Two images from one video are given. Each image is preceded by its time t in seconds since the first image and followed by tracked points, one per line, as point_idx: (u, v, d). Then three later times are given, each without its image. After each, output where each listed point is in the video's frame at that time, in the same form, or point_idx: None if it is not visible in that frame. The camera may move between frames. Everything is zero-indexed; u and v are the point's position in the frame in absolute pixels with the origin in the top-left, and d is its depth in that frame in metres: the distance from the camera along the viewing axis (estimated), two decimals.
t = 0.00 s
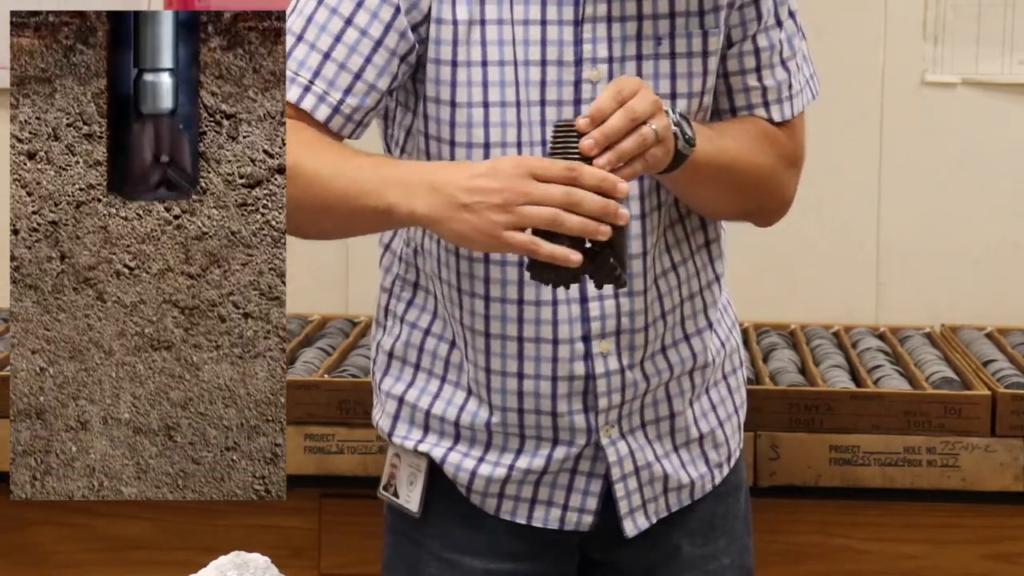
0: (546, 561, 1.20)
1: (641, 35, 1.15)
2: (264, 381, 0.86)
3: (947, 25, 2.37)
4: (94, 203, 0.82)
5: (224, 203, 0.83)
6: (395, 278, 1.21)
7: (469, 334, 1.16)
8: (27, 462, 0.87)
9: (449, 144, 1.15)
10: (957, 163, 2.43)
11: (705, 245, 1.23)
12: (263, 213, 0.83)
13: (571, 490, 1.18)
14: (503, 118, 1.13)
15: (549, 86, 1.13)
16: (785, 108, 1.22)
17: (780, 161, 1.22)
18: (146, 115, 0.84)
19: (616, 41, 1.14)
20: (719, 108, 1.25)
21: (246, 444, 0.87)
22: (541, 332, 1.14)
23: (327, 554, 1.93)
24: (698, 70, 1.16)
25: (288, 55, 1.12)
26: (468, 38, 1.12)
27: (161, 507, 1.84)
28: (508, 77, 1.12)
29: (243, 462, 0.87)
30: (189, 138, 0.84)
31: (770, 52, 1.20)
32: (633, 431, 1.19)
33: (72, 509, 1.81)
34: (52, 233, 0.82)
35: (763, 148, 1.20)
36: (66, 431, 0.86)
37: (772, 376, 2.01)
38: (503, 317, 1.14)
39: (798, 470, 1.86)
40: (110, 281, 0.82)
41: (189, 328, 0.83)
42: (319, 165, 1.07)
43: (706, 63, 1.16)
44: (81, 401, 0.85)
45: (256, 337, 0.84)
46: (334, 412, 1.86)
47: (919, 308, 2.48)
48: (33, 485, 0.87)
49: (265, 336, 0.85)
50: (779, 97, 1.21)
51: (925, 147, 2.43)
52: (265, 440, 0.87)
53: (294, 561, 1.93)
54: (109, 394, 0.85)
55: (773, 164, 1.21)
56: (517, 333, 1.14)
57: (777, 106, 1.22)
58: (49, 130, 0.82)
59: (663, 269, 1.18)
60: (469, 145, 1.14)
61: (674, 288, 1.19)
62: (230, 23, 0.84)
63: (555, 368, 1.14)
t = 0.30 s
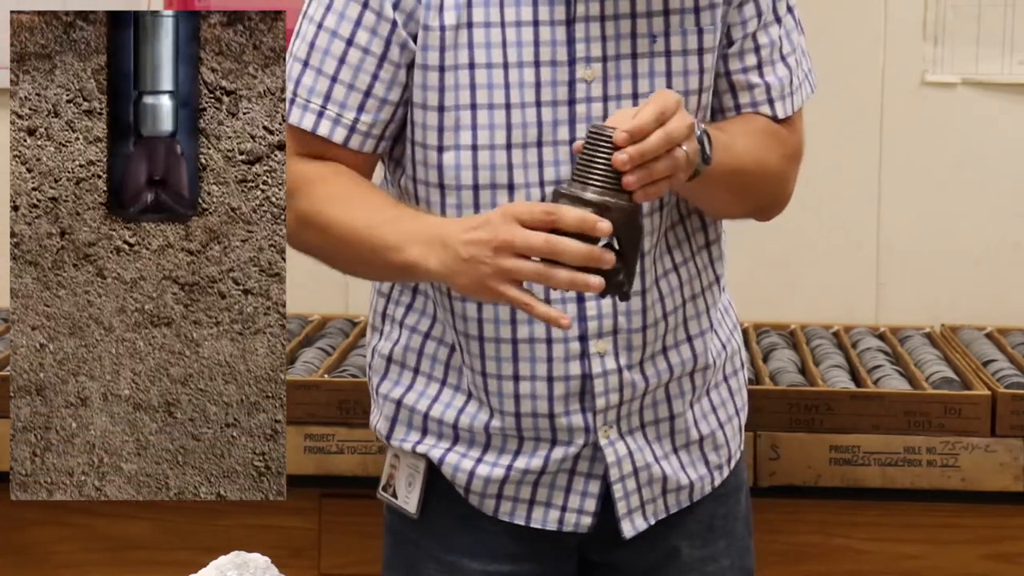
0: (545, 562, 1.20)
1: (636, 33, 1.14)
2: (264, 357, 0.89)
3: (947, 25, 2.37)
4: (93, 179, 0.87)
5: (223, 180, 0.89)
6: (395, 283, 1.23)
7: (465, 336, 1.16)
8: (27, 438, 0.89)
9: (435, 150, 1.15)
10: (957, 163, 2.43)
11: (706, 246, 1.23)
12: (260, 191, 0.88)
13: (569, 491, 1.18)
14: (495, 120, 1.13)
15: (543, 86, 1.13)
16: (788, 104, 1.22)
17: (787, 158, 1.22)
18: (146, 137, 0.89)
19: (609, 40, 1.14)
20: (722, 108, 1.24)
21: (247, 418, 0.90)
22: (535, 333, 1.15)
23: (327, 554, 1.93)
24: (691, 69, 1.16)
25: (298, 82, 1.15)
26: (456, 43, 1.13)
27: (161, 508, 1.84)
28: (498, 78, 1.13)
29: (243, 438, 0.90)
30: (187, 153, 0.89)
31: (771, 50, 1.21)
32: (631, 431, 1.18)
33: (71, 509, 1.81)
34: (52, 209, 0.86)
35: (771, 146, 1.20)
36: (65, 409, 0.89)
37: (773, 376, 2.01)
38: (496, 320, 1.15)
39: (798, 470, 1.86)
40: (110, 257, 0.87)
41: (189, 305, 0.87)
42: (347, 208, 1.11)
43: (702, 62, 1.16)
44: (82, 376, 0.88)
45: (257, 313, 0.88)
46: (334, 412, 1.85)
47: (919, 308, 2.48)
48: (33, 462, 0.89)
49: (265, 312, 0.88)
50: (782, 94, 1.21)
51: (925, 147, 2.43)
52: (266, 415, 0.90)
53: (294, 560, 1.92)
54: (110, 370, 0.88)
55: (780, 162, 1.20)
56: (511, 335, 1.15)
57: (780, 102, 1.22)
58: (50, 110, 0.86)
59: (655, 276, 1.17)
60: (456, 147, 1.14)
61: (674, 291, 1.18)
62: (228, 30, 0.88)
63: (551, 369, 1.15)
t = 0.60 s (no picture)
0: (546, 562, 1.20)
1: (631, 25, 1.14)
2: (263, 336, 1.04)
3: (947, 25, 2.37)
4: (92, 159, 1.01)
5: (223, 160, 1.03)
6: (393, 287, 1.23)
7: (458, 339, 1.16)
8: (27, 417, 1.04)
9: (427, 145, 1.15)
10: (957, 163, 2.43)
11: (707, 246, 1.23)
12: (260, 170, 1.02)
13: (571, 488, 1.17)
14: (490, 113, 1.13)
15: (538, 80, 1.13)
16: (810, 96, 1.23)
17: (797, 139, 1.21)
18: (146, 155, 1.02)
19: (603, 33, 1.13)
20: (744, 106, 1.23)
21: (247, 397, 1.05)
22: (532, 327, 1.15)
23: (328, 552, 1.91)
24: (690, 61, 1.15)
25: (303, 86, 1.14)
26: (449, 38, 1.12)
27: (160, 508, 1.84)
28: (492, 73, 1.13)
29: (243, 418, 1.05)
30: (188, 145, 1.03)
31: (789, 43, 1.21)
32: (632, 427, 1.18)
33: (70, 509, 1.81)
34: (51, 188, 1.00)
35: (779, 140, 1.20)
36: (64, 388, 1.04)
37: (773, 376, 2.01)
38: (494, 316, 1.15)
39: (798, 470, 1.86)
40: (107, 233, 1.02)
41: (189, 287, 1.03)
42: (362, 196, 1.10)
43: (701, 54, 1.15)
44: (82, 355, 1.03)
45: (257, 292, 1.03)
46: (333, 412, 1.85)
47: (919, 308, 2.48)
48: (32, 441, 1.05)
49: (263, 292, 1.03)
50: (804, 87, 1.22)
51: (924, 147, 2.43)
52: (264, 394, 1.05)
53: (292, 560, 1.91)
54: (109, 349, 1.03)
55: (793, 148, 1.20)
56: (509, 330, 1.15)
57: (804, 95, 1.22)
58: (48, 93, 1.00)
59: (652, 274, 1.16)
60: (449, 142, 1.14)
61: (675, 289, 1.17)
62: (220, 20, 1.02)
63: (549, 363, 1.15)
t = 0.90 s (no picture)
0: (549, 561, 1.19)
1: (627, 20, 1.13)
2: (263, 312, 1.08)
3: (946, 24, 2.37)
4: (91, 135, 1.05)
5: (223, 136, 1.06)
6: (394, 291, 1.24)
7: (455, 339, 1.16)
8: (27, 393, 1.08)
9: (427, 141, 1.15)
10: (957, 163, 2.43)
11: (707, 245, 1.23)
12: (259, 146, 1.05)
13: (574, 484, 1.17)
14: (486, 110, 1.13)
15: (533, 75, 1.13)
16: (803, 92, 1.23)
17: (780, 146, 1.23)
18: (146, 177, 1.06)
19: (598, 28, 1.13)
20: (737, 103, 1.23)
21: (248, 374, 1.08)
22: (531, 324, 1.14)
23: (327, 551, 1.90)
24: (685, 56, 1.15)
25: (304, 85, 1.14)
26: (444, 33, 1.12)
27: (160, 508, 1.83)
28: (487, 69, 1.13)
29: (243, 393, 1.09)
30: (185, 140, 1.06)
31: (782, 38, 1.21)
32: (633, 422, 1.18)
33: (70, 509, 1.81)
34: (51, 164, 1.03)
35: (763, 152, 1.21)
36: (64, 364, 1.07)
37: (772, 376, 2.01)
38: (494, 313, 1.15)
39: (798, 471, 1.86)
40: (107, 210, 1.06)
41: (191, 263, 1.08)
42: (367, 188, 1.09)
43: (697, 49, 1.15)
44: (81, 331, 1.07)
45: (258, 269, 1.07)
46: (333, 412, 1.84)
47: (919, 308, 2.48)
48: (32, 418, 1.09)
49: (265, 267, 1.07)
50: (796, 83, 1.22)
51: (923, 146, 2.43)
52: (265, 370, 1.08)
53: (292, 560, 1.90)
54: (110, 325, 1.07)
55: (778, 158, 1.21)
56: (509, 327, 1.15)
57: (795, 92, 1.23)
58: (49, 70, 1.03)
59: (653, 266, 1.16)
60: (447, 139, 1.14)
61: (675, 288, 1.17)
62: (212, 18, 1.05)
63: (549, 359, 1.15)
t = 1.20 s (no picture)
0: (548, 561, 1.20)
1: (625, 24, 1.13)
2: (263, 292, 1.11)
3: (946, 24, 2.37)
4: (91, 114, 1.09)
5: (223, 115, 1.10)
6: (394, 292, 1.24)
7: (458, 344, 1.16)
8: (27, 372, 1.10)
9: (427, 149, 1.15)
10: (957, 163, 2.43)
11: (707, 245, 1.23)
12: (259, 125, 1.08)
13: (573, 487, 1.17)
14: (484, 115, 1.13)
15: (532, 80, 1.13)
16: (800, 93, 1.23)
17: (771, 151, 1.23)
18: (146, 197, 1.11)
19: (596, 32, 1.13)
20: (733, 104, 1.23)
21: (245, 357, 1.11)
22: (532, 329, 1.14)
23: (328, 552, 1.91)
24: (683, 60, 1.15)
25: (302, 94, 1.14)
26: (442, 41, 1.12)
27: (160, 508, 1.83)
28: (486, 74, 1.13)
29: (243, 372, 1.12)
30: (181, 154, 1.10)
31: (779, 40, 1.21)
32: (633, 425, 1.18)
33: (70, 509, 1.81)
34: (51, 143, 1.07)
35: (755, 159, 1.21)
36: (64, 343, 1.11)
37: (773, 377, 2.01)
38: (495, 318, 1.15)
39: (798, 470, 1.86)
40: (107, 189, 1.10)
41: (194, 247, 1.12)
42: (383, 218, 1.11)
43: (695, 52, 1.15)
44: (82, 312, 1.11)
45: (257, 248, 1.10)
46: (333, 412, 1.84)
47: (919, 308, 2.48)
48: (32, 396, 1.11)
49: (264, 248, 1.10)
50: (792, 85, 1.22)
51: (923, 146, 2.43)
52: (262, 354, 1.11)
53: (292, 560, 1.90)
54: (110, 305, 1.11)
55: (769, 164, 1.22)
56: (510, 333, 1.14)
57: (792, 94, 1.23)
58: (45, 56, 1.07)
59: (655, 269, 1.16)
60: (447, 146, 1.14)
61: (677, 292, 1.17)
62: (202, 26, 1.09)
63: (550, 364, 1.15)
